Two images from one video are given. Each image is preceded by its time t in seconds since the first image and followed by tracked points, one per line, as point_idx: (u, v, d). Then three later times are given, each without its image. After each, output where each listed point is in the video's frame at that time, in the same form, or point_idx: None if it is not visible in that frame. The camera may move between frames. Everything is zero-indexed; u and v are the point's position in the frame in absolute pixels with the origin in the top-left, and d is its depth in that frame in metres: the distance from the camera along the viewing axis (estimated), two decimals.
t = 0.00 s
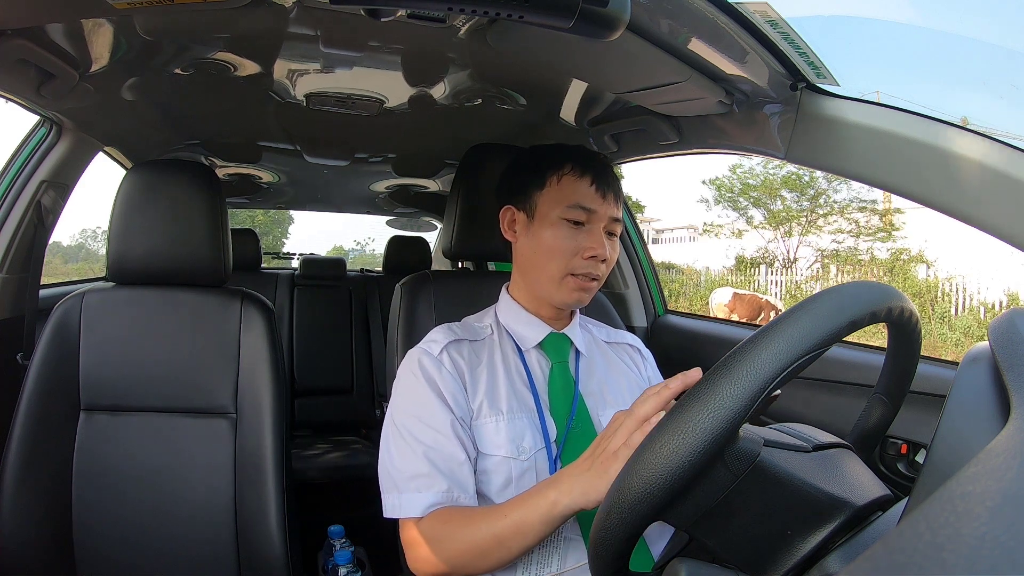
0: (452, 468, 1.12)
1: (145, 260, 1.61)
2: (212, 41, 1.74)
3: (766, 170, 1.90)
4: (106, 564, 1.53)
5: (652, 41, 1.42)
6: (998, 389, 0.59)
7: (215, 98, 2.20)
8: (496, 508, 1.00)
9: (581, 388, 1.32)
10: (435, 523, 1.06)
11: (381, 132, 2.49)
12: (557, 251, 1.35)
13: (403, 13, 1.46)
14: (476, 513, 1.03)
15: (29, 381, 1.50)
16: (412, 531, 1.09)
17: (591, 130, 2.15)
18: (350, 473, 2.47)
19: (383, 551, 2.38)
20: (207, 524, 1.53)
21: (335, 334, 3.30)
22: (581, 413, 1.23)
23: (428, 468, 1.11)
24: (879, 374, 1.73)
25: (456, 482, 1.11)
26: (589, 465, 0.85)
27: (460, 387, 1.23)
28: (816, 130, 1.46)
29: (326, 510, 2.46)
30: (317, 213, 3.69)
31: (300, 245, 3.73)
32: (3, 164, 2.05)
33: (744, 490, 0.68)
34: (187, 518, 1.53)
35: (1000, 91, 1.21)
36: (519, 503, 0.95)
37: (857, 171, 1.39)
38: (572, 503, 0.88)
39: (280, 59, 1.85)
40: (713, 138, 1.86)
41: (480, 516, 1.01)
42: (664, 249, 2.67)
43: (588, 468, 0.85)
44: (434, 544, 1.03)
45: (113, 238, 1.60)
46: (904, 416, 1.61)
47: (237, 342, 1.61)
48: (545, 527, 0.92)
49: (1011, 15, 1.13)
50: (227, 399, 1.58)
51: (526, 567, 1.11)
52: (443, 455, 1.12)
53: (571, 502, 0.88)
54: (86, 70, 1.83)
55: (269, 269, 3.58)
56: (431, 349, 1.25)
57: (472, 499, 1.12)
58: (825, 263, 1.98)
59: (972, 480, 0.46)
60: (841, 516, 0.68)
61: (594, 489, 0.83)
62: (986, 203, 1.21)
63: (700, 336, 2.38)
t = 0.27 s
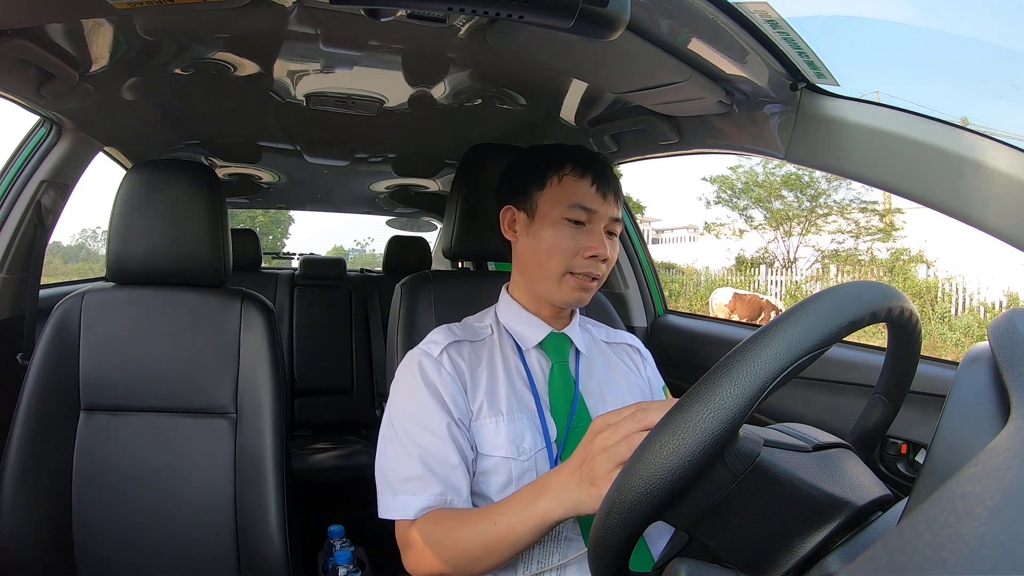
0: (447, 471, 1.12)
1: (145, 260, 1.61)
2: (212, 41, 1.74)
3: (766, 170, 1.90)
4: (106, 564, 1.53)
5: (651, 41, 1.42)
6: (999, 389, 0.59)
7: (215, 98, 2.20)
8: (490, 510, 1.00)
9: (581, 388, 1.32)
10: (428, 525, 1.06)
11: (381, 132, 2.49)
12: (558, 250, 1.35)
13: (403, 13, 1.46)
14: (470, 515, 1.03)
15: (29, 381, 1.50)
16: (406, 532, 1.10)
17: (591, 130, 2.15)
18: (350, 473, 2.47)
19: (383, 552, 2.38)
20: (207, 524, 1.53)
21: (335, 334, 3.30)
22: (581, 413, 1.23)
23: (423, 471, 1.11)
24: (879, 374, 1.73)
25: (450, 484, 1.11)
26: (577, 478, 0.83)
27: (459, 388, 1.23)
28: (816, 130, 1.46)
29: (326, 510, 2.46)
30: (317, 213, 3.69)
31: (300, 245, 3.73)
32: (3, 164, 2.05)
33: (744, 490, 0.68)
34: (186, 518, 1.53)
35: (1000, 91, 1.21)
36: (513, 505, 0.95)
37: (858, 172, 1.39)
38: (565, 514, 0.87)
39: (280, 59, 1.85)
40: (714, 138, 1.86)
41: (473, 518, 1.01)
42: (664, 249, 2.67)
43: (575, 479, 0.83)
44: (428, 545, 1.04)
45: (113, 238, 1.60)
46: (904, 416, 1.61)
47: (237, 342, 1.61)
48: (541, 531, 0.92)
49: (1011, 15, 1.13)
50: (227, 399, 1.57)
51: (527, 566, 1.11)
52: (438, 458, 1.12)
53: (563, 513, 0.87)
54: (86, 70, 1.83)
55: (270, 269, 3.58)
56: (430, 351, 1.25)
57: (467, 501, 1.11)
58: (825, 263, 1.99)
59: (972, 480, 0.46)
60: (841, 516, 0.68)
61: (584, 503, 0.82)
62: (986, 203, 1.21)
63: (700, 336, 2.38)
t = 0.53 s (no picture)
0: (444, 474, 1.11)
1: (145, 260, 1.61)
2: (212, 41, 1.74)
3: (766, 170, 1.90)
4: (106, 564, 1.53)
5: (652, 41, 1.42)
6: (999, 388, 0.59)
7: (215, 98, 2.20)
8: (488, 513, 1.00)
9: (581, 388, 1.32)
10: (427, 526, 1.06)
11: (381, 132, 2.49)
12: (558, 248, 1.35)
13: (403, 13, 1.46)
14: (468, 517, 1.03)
15: (29, 381, 1.50)
16: (404, 533, 1.10)
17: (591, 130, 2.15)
18: (349, 473, 2.47)
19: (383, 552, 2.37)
20: (207, 524, 1.53)
21: (335, 334, 3.30)
22: (581, 414, 1.23)
23: (421, 473, 1.11)
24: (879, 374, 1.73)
25: (447, 486, 1.11)
26: (575, 483, 0.84)
27: (458, 389, 1.23)
28: (816, 130, 1.46)
29: (326, 510, 2.46)
30: (317, 213, 3.69)
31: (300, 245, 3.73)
32: (3, 164, 2.05)
33: (744, 490, 0.68)
34: (186, 518, 1.53)
35: (1001, 90, 1.22)
36: (512, 509, 0.95)
37: (857, 172, 1.39)
38: (562, 519, 0.88)
39: (280, 59, 1.85)
40: (714, 138, 1.86)
41: (472, 519, 1.01)
42: (664, 249, 2.67)
43: (573, 485, 0.84)
44: (427, 546, 1.04)
45: (113, 238, 1.60)
46: (905, 416, 1.61)
47: (237, 342, 1.61)
48: (538, 533, 0.92)
49: (1011, 15, 1.14)
50: (227, 399, 1.57)
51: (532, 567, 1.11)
52: (435, 461, 1.12)
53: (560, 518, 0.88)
54: (86, 70, 1.83)
55: (270, 269, 3.58)
56: (430, 352, 1.25)
57: (464, 503, 1.11)
58: (826, 263, 2.00)
59: (972, 480, 0.46)
60: (841, 516, 0.68)
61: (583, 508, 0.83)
62: (987, 203, 1.21)
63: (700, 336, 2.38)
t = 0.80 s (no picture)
0: (441, 474, 1.11)
1: (145, 260, 1.61)
2: (212, 41, 1.74)
3: (766, 170, 1.91)
4: (106, 564, 1.53)
5: (652, 41, 1.42)
6: (999, 388, 0.59)
7: (215, 98, 2.20)
8: (490, 515, 1.00)
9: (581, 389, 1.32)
10: (425, 528, 1.06)
11: (381, 131, 2.49)
12: (556, 251, 1.35)
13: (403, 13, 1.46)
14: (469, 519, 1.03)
15: (29, 381, 1.50)
16: (403, 534, 1.10)
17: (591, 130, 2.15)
18: (349, 473, 2.47)
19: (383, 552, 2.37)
20: (207, 524, 1.53)
21: (335, 334, 3.30)
22: (581, 414, 1.23)
23: (419, 473, 1.11)
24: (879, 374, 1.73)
25: (445, 487, 1.11)
26: (582, 492, 0.84)
27: (458, 389, 1.23)
28: (816, 130, 1.46)
29: (326, 510, 2.46)
30: (317, 213, 3.69)
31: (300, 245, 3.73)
32: (3, 164, 2.05)
33: (743, 490, 0.68)
34: (186, 518, 1.53)
35: (1000, 90, 1.22)
36: (514, 512, 0.95)
37: (857, 171, 1.39)
38: (565, 528, 0.88)
39: (280, 59, 1.85)
40: (714, 138, 1.86)
41: (474, 522, 1.01)
42: (664, 249, 2.67)
43: (580, 494, 0.84)
44: (428, 547, 1.04)
45: (112, 238, 1.60)
46: (905, 416, 1.61)
47: (237, 342, 1.61)
48: (541, 537, 0.92)
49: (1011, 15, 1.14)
50: (227, 399, 1.57)
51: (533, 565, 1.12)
52: (432, 462, 1.12)
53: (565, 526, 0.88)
54: (86, 70, 1.83)
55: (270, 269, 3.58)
56: (429, 352, 1.25)
57: (462, 504, 1.11)
58: (826, 263, 2.00)
59: (972, 480, 0.46)
60: (841, 516, 0.68)
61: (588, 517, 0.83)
62: (986, 203, 1.21)
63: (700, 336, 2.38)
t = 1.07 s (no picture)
0: (440, 474, 1.11)
1: (145, 260, 1.61)
2: (212, 41, 1.74)
3: (766, 171, 1.91)
4: (106, 564, 1.53)
5: (652, 41, 1.42)
6: (999, 388, 0.59)
7: (215, 98, 2.20)
8: (489, 515, 1.00)
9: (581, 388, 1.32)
10: (424, 527, 1.06)
11: (381, 132, 2.49)
12: (555, 252, 1.35)
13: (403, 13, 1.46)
14: (468, 520, 1.03)
15: (29, 381, 1.50)
16: (401, 534, 1.10)
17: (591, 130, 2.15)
18: (349, 473, 2.47)
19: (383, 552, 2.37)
20: (207, 524, 1.53)
21: (335, 334, 3.30)
22: (581, 413, 1.23)
23: (418, 473, 1.11)
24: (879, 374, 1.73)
25: (444, 486, 1.11)
26: (582, 497, 0.83)
27: (457, 389, 1.23)
28: (816, 130, 1.46)
29: (326, 510, 2.46)
30: (317, 213, 3.69)
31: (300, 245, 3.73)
32: (3, 165, 2.05)
33: (744, 491, 0.68)
34: (186, 518, 1.53)
35: (1001, 91, 1.22)
36: (514, 513, 0.95)
37: (857, 171, 1.39)
38: (565, 532, 0.87)
39: (280, 59, 1.85)
40: (714, 138, 1.86)
41: (473, 522, 1.01)
42: (664, 249, 2.67)
43: (581, 499, 0.83)
44: (427, 548, 1.04)
45: (112, 238, 1.60)
46: (905, 416, 1.61)
47: (237, 342, 1.61)
48: (540, 538, 0.92)
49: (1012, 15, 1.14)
50: (227, 399, 1.57)
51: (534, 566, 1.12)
52: (431, 461, 1.12)
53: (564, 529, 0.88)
54: (86, 70, 1.83)
55: (270, 269, 3.57)
56: (428, 352, 1.25)
57: (460, 504, 1.11)
58: (826, 263, 2.00)
59: (972, 480, 0.46)
60: (841, 516, 0.68)
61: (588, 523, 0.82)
62: (986, 203, 1.21)
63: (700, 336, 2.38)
